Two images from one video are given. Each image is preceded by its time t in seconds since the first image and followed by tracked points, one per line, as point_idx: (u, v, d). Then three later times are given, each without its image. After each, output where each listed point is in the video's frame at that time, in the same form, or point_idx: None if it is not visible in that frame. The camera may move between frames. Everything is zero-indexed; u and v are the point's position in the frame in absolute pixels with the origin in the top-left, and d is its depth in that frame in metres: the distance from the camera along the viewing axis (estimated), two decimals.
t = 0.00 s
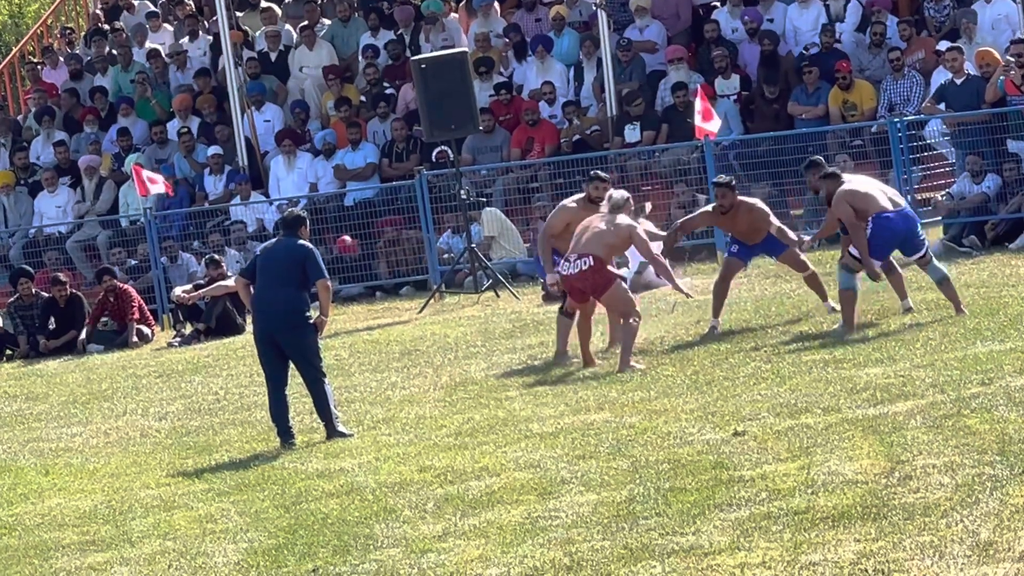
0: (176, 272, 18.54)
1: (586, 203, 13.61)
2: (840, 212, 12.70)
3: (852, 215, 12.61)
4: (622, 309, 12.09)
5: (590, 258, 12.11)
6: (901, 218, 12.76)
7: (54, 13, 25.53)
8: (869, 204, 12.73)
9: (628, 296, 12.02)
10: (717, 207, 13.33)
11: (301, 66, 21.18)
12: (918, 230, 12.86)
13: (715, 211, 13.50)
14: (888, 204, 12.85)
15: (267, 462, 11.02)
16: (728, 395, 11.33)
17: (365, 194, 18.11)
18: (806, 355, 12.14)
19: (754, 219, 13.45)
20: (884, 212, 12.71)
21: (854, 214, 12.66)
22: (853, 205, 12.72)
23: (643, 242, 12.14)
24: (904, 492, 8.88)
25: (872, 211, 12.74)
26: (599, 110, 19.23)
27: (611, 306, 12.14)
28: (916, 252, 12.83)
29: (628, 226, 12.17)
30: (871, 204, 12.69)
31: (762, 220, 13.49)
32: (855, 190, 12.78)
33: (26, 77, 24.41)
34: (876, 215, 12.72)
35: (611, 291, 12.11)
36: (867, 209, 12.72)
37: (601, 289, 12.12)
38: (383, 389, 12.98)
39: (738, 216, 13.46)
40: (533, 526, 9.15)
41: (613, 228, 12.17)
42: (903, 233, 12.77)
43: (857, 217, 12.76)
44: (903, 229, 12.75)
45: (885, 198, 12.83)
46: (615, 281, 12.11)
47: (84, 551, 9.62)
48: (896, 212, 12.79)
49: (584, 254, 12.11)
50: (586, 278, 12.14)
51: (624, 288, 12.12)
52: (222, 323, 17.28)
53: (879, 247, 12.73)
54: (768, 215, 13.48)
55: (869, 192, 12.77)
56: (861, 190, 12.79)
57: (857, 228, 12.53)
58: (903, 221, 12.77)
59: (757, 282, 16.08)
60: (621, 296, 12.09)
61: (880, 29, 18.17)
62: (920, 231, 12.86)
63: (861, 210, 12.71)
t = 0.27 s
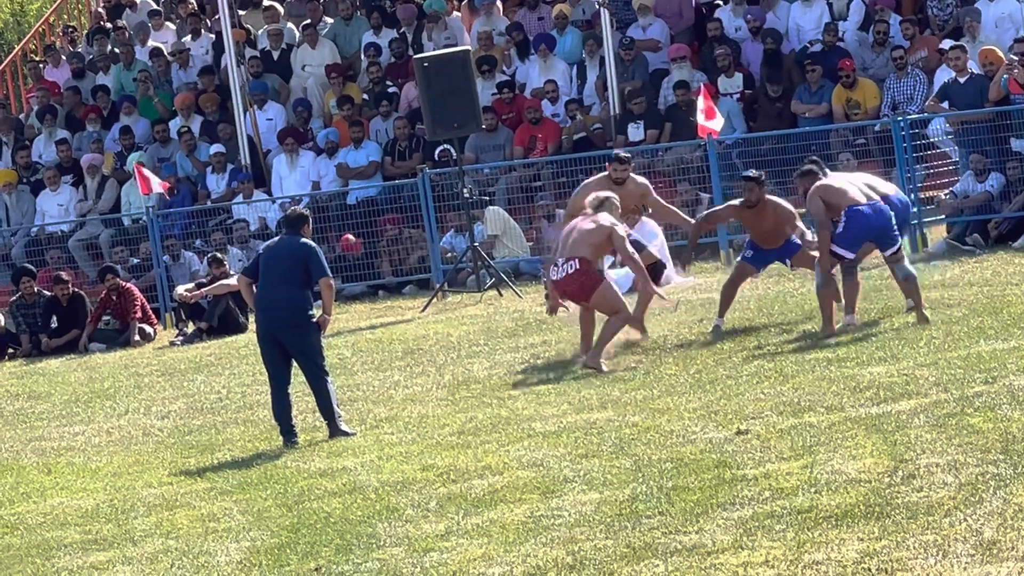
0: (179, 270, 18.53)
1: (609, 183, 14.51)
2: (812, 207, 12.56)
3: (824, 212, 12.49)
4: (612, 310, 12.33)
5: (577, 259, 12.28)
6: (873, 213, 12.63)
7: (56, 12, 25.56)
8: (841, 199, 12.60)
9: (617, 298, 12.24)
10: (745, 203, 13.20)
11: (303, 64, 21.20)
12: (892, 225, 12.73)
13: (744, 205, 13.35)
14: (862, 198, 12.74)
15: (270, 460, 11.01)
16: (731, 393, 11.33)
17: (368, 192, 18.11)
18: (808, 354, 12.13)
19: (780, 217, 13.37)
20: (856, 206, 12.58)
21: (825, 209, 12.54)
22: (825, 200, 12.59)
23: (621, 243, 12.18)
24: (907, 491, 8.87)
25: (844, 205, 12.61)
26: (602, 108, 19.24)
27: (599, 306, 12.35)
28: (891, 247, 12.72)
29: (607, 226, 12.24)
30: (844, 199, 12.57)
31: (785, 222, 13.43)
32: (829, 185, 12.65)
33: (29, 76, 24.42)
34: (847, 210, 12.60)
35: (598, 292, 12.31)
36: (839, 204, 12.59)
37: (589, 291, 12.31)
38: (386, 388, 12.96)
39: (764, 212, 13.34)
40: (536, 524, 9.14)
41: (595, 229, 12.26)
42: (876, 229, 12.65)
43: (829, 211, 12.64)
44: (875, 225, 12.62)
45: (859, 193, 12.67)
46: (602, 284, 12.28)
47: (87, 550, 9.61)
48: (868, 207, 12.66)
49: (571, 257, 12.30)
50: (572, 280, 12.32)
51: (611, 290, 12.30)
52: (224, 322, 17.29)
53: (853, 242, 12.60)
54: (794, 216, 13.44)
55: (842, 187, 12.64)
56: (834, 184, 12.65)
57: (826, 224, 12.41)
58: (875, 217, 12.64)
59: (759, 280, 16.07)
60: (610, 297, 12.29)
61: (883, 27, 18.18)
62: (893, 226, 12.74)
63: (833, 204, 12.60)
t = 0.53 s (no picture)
0: (181, 269, 18.53)
1: (646, 185, 13.85)
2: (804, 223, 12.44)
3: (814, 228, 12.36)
4: (581, 301, 12.23)
5: (558, 246, 12.27)
6: (865, 226, 12.45)
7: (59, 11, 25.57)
8: (832, 213, 12.46)
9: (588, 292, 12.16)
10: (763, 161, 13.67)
11: (306, 62, 21.19)
12: (886, 236, 12.54)
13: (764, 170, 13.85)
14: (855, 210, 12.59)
15: (272, 459, 11.01)
16: (734, 392, 11.32)
17: (370, 191, 18.10)
18: (811, 353, 12.12)
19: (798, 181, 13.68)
20: (846, 218, 12.44)
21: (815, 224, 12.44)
22: (816, 216, 12.45)
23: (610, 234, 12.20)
24: (909, 490, 8.86)
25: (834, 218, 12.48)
26: (604, 107, 19.23)
27: (569, 298, 12.28)
28: (885, 257, 12.54)
29: (599, 216, 12.27)
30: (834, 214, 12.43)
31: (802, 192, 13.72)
32: (821, 201, 12.51)
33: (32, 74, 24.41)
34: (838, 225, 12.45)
35: (571, 282, 12.25)
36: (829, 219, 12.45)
37: (564, 279, 12.26)
38: (389, 387, 12.96)
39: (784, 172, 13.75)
40: (539, 523, 9.14)
41: (586, 216, 12.28)
42: (869, 242, 12.48)
43: (820, 225, 12.52)
44: (868, 238, 12.45)
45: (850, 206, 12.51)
46: (577, 274, 12.24)
47: (89, 549, 9.61)
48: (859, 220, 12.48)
49: (555, 240, 12.30)
50: (551, 266, 12.29)
51: (585, 283, 12.23)
52: (226, 320, 17.28)
53: (844, 255, 12.48)
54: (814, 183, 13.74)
55: (833, 201, 12.49)
56: (825, 199, 12.50)
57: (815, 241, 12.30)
58: (868, 229, 12.47)
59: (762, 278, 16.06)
60: (581, 289, 12.22)
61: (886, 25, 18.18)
62: (887, 238, 12.55)
63: (823, 219, 12.46)
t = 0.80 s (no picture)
0: (184, 267, 18.54)
1: (646, 174, 13.85)
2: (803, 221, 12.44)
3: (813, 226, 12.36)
4: (574, 300, 12.26)
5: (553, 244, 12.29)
6: (864, 222, 12.42)
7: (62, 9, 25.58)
8: (832, 210, 12.45)
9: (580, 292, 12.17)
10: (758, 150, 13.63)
11: (309, 60, 21.20)
12: (885, 230, 12.51)
13: (759, 160, 13.84)
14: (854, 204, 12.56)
15: (275, 456, 11.01)
16: (737, 389, 11.33)
17: (373, 188, 18.10)
18: (814, 350, 12.13)
19: (793, 173, 13.62)
20: (844, 213, 12.40)
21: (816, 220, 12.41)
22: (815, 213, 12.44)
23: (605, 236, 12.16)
24: (912, 487, 8.86)
25: (833, 213, 12.45)
26: (607, 105, 19.24)
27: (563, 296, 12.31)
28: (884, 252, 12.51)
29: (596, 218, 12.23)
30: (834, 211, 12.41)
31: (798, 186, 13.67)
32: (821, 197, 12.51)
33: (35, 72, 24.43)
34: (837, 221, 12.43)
35: (565, 281, 12.28)
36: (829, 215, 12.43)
37: (558, 278, 12.29)
38: (391, 385, 12.96)
39: (778, 164, 13.69)
40: (541, 521, 9.14)
41: (582, 217, 12.27)
42: (868, 238, 12.45)
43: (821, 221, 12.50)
44: (867, 234, 12.42)
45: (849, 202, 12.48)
46: (571, 273, 12.25)
47: (92, 546, 9.62)
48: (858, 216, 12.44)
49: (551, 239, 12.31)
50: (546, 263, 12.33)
51: (578, 282, 12.24)
52: (229, 318, 17.29)
53: (843, 251, 12.45)
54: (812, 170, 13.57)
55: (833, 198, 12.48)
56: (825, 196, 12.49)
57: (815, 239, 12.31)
58: (867, 224, 12.43)
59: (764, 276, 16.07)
60: (575, 288, 12.25)
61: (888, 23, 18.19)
62: (887, 232, 12.52)
63: (823, 216, 12.44)
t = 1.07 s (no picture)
0: (187, 265, 18.55)
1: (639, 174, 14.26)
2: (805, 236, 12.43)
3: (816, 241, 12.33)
4: (589, 299, 12.30)
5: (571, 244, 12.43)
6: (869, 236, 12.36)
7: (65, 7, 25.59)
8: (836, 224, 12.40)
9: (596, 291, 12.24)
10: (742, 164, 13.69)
11: (312, 58, 21.20)
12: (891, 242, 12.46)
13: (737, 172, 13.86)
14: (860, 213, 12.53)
15: (278, 455, 11.01)
16: (740, 387, 11.32)
17: (376, 186, 18.10)
18: (817, 348, 12.13)
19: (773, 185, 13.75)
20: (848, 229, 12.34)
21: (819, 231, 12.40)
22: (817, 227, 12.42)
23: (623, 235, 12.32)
24: (915, 486, 8.85)
25: (838, 225, 12.41)
26: (610, 103, 19.25)
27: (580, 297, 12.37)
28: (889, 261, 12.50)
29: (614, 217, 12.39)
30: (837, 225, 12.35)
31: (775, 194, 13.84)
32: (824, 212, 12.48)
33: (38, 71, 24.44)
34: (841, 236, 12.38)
35: (582, 281, 12.36)
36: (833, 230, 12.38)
37: (575, 278, 12.37)
38: (395, 383, 12.95)
39: (758, 175, 13.76)
40: (545, 519, 9.14)
41: (600, 218, 12.42)
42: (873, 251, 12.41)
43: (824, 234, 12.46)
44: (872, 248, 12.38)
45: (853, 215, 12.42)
46: (588, 273, 12.34)
47: (96, 544, 9.62)
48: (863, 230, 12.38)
49: (568, 240, 12.46)
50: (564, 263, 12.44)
51: (595, 282, 12.31)
52: (232, 316, 17.30)
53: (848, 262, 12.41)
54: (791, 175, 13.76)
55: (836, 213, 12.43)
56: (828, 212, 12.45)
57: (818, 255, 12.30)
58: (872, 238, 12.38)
59: (767, 274, 16.07)
60: (590, 287, 12.31)
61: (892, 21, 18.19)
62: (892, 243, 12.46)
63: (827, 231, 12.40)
